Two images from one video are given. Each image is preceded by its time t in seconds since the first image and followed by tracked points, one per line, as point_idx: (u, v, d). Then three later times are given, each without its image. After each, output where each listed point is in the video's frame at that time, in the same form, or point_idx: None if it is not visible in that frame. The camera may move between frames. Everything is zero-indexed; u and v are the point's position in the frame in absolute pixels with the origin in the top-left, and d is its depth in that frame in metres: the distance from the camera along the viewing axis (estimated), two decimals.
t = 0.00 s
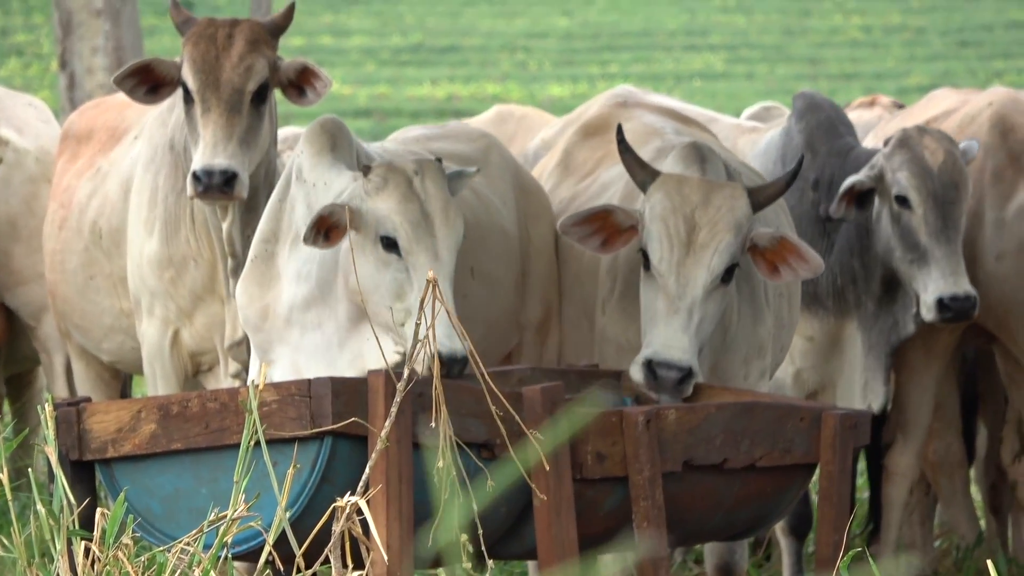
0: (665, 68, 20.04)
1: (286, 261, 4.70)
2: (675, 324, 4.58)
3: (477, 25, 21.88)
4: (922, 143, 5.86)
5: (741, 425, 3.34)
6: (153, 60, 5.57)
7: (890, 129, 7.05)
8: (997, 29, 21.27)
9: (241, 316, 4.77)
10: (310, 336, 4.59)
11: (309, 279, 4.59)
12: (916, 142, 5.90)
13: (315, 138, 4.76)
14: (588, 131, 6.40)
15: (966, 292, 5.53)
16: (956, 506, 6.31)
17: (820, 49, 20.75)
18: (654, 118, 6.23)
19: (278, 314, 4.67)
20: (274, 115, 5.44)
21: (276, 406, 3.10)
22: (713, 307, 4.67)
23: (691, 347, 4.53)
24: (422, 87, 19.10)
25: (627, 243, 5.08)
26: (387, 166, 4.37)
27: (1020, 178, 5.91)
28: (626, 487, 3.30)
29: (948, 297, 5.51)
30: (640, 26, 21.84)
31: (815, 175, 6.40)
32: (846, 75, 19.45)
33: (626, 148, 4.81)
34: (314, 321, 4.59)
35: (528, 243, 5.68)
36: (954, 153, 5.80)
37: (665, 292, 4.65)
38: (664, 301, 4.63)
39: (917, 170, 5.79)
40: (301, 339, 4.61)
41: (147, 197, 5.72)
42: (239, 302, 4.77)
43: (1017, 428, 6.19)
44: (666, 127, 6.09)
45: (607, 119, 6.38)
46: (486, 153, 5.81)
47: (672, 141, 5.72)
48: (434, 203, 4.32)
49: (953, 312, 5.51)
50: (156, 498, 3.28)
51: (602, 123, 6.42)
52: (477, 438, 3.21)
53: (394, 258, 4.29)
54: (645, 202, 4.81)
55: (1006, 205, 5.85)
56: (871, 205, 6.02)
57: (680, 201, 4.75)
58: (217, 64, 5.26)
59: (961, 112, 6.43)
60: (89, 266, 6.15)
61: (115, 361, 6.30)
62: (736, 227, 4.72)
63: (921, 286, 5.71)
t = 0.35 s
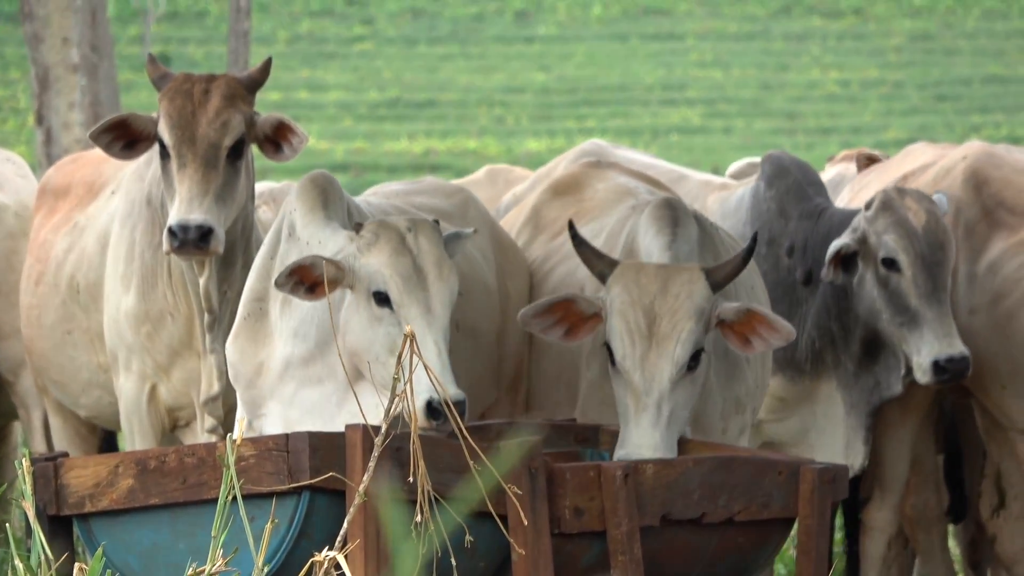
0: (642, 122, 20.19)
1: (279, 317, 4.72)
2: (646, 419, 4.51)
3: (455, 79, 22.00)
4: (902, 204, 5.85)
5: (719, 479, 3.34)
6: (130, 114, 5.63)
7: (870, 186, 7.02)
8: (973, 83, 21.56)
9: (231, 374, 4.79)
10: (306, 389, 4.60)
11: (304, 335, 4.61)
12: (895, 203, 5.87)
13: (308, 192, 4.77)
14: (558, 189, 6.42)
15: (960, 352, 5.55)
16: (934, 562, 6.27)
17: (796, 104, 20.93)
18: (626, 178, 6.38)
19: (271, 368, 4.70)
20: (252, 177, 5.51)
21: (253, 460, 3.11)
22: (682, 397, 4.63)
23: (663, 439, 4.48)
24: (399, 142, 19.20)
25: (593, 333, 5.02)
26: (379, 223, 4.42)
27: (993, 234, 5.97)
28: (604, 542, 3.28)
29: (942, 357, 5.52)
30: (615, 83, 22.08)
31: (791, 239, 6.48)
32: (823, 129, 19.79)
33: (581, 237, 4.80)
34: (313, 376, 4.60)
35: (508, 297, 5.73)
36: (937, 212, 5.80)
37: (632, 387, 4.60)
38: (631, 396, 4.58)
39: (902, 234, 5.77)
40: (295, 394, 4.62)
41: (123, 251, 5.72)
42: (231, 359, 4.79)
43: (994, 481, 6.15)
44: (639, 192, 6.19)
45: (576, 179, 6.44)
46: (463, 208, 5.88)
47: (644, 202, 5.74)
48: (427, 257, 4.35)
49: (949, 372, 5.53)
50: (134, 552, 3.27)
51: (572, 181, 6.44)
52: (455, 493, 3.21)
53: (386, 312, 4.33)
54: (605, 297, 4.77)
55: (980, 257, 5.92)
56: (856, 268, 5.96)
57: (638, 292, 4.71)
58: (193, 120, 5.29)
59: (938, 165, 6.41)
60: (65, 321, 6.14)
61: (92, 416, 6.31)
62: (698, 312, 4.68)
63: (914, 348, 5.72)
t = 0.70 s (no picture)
0: (623, 154, 20.28)
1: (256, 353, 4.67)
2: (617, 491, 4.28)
3: (437, 112, 22.05)
4: (876, 234, 5.73)
5: (703, 507, 3.34)
6: (108, 144, 5.73)
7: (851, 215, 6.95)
8: (953, 114, 21.72)
9: (208, 414, 4.74)
10: (284, 426, 4.52)
11: (277, 372, 4.54)
12: (871, 233, 5.75)
13: (282, 231, 4.74)
14: (536, 221, 6.49)
15: (927, 386, 5.43)
16: None
17: (777, 134, 21.03)
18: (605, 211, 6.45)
19: (247, 407, 4.63)
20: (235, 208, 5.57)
21: (236, 490, 3.09)
22: (653, 461, 4.40)
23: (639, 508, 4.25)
24: (382, 175, 19.24)
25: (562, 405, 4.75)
26: (337, 262, 4.31)
27: (975, 263, 5.83)
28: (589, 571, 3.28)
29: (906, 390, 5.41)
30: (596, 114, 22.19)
31: (765, 257, 6.52)
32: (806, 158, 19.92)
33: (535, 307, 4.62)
34: (288, 415, 4.53)
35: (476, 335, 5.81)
36: (909, 244, 5.69)
37: (602, 458, 4.36)
38: (602, 466, 4.36)
39: (875, 265, 5.64)
40: (271, 430, 4.55)
41: (108, 283, 5.72)
42: (208, 399, 4.74)
43: (976, 507, 6.14)
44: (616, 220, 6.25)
45: (554, 211, 6.51)
46: (429, 249, 6.01)
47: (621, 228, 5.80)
48: (385, 294, 4.23)
49: (913, 406, 5.41)
50: None
51: (550, 214, 6.50)
52: (438, 521, 3.21)
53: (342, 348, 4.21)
54: (567, 369, 4.56)
55: (961, 286, 5.78)
56: (829, 293, 5.85)
57: (600, 359, 4.50)
58: (167, 149, 5.31)
59: (919, 193, 6.26)
60: (50, 353, 6.14)
61: (77, 448, 6.32)
62: (660, 375, 4.47)
63: (879, 378, 5.60)
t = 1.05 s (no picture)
0: (610, 103, 20.19)
1: (240, 300, 4.46)
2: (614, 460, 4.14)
3: (423, 60, 21.89)
4: (840, 172, 5.60)
5: (690, 454, 3.35)
6: (91, 94, 5.72)
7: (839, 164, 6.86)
8: (940, 63, 21.67)
9: (184, 359, 4.52)
10: (266, 372, 4.32)
11: (265, 320, 4.34)
12: (831, 171, 5.65)
13: (261, 176, 4.66)
14: (511, 171, 6.44)
15: (891, 318, 5.28)
16: (906, 534, 6.22)
17: (765, 83, 20.91)
18: (578, 158, 6.35)
19: (228, 353, 4.44)
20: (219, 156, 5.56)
21: (225, 437, 3.04)
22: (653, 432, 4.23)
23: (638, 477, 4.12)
24: (367, 124, 19.13)
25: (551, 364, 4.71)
26: (305, 211, 4.03)
27: (964, 210, 5.61)
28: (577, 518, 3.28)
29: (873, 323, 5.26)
30: (583, 62, 22.12)
31: (738, 203, 6.37)
32: (792, 108, 19.78)
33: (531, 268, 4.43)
34: (269, 357, 4.33)
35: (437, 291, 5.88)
36: (873, 181, 5.57)
37: (599, 427, 4.19)
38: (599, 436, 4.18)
39: (836, 202, 5.53)
40: (252, 377, 4.36)
41: (96, 231, 5.70)
42: (184, 343, 4.52)
43: (964, 457, 6.19)
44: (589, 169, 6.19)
45: (528, 159, 6.46)
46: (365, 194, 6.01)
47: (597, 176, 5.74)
48: (354, 244, 3.95)
49: (879, 339, 5.27)
50: (106, 530, 3.25)
51: (525, 162, 6.45)
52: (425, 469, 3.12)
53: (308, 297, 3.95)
54: (564, 337, 4.38)
55: (950, 235, 5.56)
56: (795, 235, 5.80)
57: (597, 327, 4.33)
58: (147, 98, 5.30)
59: (905, 143, 6.02)
60: (38, 301, 6.13)
61: (65, 396, 6.32)
62: (661, 346, 4.29)
63: (846, 314, 5.45)
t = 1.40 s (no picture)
0: (603, 85, 20.15)
1: (263, 288, 4.41)
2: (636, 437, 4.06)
3: (418, 43, 21.84)
4: (797, 149, 5.53)
5: (685, 440, 3.35)
6: (80, 72, 5.77)
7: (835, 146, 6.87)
8: (934, 46, 21.69)
9: (197, 350, 4.40)
10: (289, 360, 4.31)
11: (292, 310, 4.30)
12: (793, 147, 5.57)
13: (271, 161, 4.58)
14: (494, 150, 6.41)
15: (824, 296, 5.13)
16: (902, 519, 6.20)
17: (759, 65, 20.82)
18: (562, 136, 6.33)
19: (246, 344, 4.37)
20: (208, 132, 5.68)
21: (219, 422, 3.01)
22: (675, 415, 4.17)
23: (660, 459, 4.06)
24: (361, 106, 19.08)
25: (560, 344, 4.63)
26: (355, 212, 3.97)
27: (960, 195, 5.54)
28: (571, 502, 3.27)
29: (804, 301, 5.13)
30: (577, 45, 22.10)
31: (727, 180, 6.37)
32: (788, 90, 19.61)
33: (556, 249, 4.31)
34: (294, 346, 4.31)
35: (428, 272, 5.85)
36: (830, 158, 5.48)
37: (621, 407, 4.13)
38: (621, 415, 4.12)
39: (787, 179, 5.46)
40: (278, 364, 4.33)
41: (91, 214, 5.68)
42: (199, 333, 4.41)
43: (958, 442, 6.21)
44: (569, 147, 6.16)
45: (512, 138, 6.44)
46: (334, 166, 5.92)
47: (579, 158, 5.68)
48: (401, 251, 3.91)
49: (808, 318, 5.11)
50: (100, 515, 3.25)
51: (509, 142, 6.41)
52: (420, 454, 3.09)
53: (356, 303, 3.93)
54: (583, 314, 4.32)
55: (947, 220, 5.49)
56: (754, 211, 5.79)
57: (619, 308, 4.27)
58: (135, 75, 5.36)
59: (901, 128, 5.97)
60: (33, 284, 6.12)
61: (61, 380, 6.29)
62: (681, 331, 4.25)
63: (789, 291, 5.39)
